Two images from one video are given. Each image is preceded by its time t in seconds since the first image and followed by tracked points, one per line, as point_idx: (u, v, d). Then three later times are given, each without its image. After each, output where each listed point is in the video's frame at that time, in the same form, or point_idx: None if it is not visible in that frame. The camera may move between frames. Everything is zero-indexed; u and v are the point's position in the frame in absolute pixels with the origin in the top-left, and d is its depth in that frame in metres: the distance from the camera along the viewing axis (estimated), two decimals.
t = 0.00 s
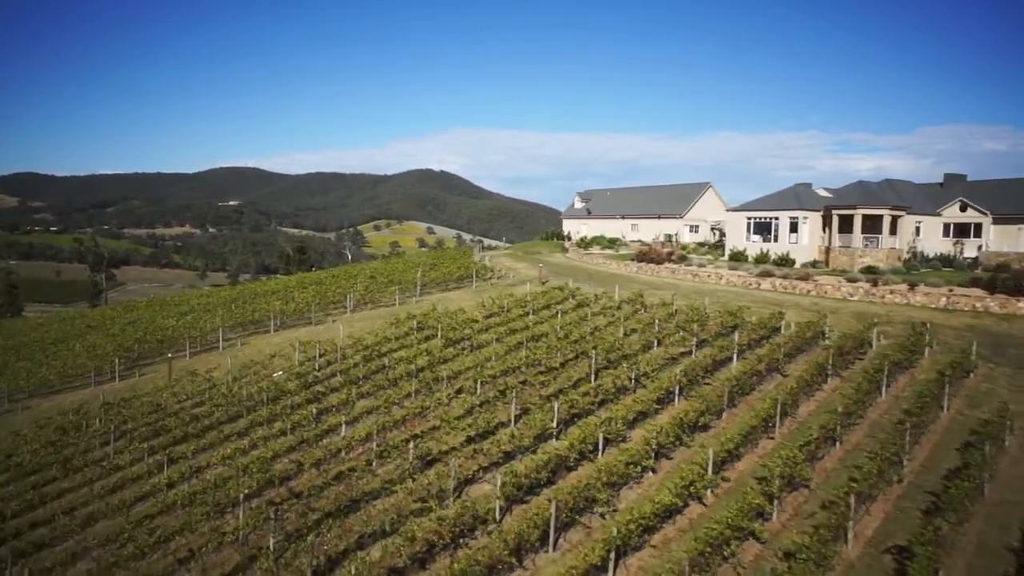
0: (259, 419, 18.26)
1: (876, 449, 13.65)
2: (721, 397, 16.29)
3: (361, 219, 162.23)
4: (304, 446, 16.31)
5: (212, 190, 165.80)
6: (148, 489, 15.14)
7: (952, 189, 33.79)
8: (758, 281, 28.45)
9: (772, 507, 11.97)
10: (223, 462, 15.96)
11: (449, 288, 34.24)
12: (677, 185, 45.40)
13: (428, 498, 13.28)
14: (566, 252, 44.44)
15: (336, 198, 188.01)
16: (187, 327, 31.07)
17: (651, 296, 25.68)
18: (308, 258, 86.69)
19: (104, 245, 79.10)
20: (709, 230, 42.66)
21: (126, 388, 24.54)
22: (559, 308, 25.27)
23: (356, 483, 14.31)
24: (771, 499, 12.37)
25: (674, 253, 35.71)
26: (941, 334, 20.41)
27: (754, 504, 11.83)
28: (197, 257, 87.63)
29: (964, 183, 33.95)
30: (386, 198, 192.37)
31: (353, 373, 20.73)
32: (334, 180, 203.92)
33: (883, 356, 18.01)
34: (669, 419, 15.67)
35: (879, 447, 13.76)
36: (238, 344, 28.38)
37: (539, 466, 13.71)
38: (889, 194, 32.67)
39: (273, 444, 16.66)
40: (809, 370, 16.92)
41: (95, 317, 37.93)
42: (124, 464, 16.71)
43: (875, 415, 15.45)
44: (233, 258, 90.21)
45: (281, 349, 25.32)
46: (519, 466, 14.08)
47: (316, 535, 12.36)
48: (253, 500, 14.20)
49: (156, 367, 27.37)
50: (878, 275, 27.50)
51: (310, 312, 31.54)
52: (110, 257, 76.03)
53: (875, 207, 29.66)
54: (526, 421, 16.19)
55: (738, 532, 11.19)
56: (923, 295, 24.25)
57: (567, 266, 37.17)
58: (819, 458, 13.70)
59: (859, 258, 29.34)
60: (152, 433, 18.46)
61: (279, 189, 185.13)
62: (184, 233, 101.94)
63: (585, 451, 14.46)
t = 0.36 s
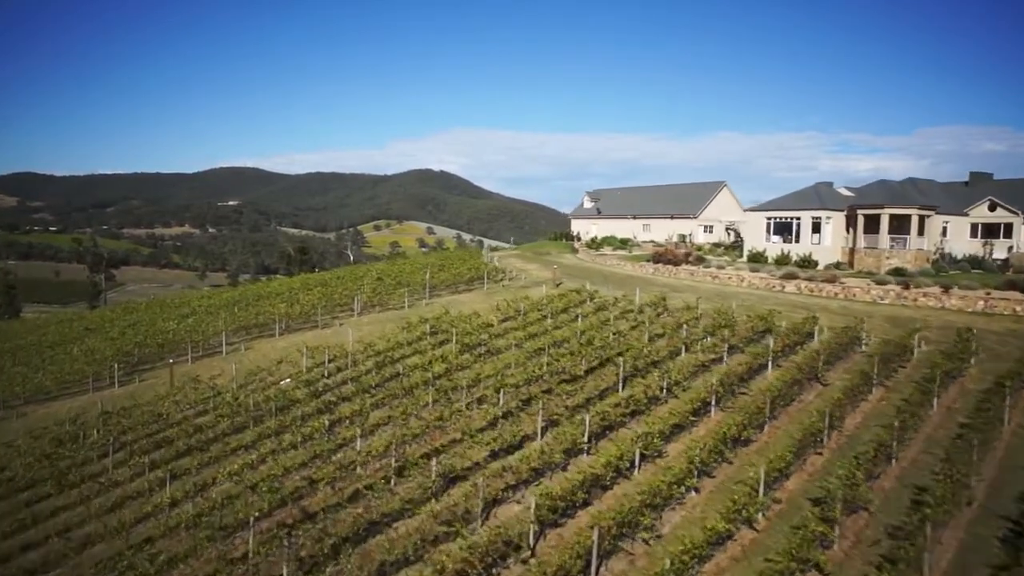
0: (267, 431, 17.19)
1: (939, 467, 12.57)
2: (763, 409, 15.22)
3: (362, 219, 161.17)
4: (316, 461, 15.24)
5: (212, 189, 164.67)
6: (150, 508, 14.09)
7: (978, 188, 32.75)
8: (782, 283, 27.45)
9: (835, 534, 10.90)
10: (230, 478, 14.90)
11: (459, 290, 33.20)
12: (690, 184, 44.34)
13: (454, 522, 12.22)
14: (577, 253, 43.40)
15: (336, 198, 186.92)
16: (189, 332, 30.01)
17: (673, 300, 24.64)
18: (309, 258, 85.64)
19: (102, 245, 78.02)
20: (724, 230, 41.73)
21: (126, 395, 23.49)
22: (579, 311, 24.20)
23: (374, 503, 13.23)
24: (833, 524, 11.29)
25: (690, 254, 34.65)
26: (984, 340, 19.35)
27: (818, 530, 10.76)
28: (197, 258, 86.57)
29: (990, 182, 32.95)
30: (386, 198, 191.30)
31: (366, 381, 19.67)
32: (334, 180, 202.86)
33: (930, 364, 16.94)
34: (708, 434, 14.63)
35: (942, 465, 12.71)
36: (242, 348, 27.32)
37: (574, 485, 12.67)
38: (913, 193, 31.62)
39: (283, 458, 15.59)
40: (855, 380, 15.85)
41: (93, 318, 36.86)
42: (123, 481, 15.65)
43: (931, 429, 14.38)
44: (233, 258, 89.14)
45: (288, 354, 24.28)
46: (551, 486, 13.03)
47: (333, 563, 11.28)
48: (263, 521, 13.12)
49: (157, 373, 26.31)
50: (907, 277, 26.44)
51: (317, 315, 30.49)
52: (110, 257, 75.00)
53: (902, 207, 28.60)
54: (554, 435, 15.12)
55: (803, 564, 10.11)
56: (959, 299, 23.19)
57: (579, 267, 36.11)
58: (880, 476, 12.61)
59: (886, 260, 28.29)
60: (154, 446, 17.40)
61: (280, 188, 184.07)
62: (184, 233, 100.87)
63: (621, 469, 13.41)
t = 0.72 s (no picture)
0: (275, 446, 16.10)
1: (1015, 491, 11.47)
2: (811, 424, 14.13)
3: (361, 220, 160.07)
4: (329, 479, 14.16)
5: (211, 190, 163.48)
6: (151, 531, 13.02)
7: (1006, 187, 31.68)
8: (807, 285, 26.42)
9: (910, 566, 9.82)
10: (236, 498, 13.81)
11: (468, 293, 32.15)
12: (703, 184, 43.29)
13: (483, 550, 11.15)
14: (587, 254, 42.34)
15: (336, 198, 185.77)
16: (191, 337, 28.94)
17: (698, 305, 23.59)
18: (310, 259, 84.55)
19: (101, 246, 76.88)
20: (737, 231, 40.82)
21: (124, 404, 22.42)
22: (598, 315, 23.16)
23: (394, 527, 12.14)
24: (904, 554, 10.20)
25: (707, 256, 33.59)
26: None
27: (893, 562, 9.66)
28: (197, 258, 85.44)
29: (1017, 182, 31.90)
30: (386, 199, 190.19)
31: (379, 390, 18.60)
32: (334, 180, 201.76)
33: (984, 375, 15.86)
34: (753, 453, 13.59)
35: (1017, 487, 11.61)
36: (246, 353, 26.27)
37: (614, 509, 11.60)
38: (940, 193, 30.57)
39: (294, 475, 14.54)
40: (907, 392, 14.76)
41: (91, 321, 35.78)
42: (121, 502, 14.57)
43: (996, 446, 13.27)
44: (233, 259, 88.02)
45: (294, 361, 23.24)
46: (586, 512, 11.98)
47: None
48: (273, 547, 12.01)
49: (157, 380, 25.23)
50: (939, 278, 25.35)
51: (322, 319, 29.42)
52: (109, 257, 73.92)
53: (930, 207, 27.54)
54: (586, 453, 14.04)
55: None
56: (997, 302, 22.11)
57: (593, 269, 35.04)
58: (949, 498, 11.54)
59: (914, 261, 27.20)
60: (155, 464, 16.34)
61: (279, 189, 182.93)
62: (183, 234, 99.74)
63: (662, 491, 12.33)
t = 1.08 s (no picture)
0: (288, 460, 15.06)
1: None
2: (867, 439, 13.10)
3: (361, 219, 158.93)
4: (348, 499, 13.13)
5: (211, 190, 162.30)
6: (156, 557, 11.98)
7: None
8: (836, 288, 25.38)
9: None
10: (247, 519, 12.77)
11: (480, 295, 31.12)
12: (718, 183, 42.27)
13: None
14: (599, 255, 41.32)
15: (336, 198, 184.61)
16: (194, 341, 27.91)
17: (725, 310, 22.60)
18: (311, 259, 83.43)
19: (99, 246, 75.77)
20: (754, 230, 39.72)
21: (125, 414, 21.37)
22: (622, 322, 22.14)
23: (421, 555, 11.11)
24: None
25: (726, 256, 32.58)
26: None
27: None
28: (196, 259, 84.32)
29: None
30: (387, 198, 189.07)
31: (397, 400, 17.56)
32: (335, 180, 200.60)
33: None
34: (807, 473, 12.57)
35: None
36: (252, 359, 25.24)
37: (666, 536, 10.55)
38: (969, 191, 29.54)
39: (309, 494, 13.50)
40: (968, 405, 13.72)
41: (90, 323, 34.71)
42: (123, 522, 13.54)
43: None
44: (233, 259, 86.89)
45: (303, 368, 22.20)
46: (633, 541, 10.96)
47: None
48: None
49: (159, 386, 24.20)
50: (973, 280, 24.32)
51: (331, 323, 28.40)
52: (107, 258, 72.83)
53: (961, 206, 26.52)
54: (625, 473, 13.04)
55: None
56: None
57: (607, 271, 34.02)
58: None
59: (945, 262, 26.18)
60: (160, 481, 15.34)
61: (279, 189, 181.77)
62: (182, 234, 98.60)
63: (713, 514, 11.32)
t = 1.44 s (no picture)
0: (302, 477, 13.99)
1: None
2: (934, 457, 12.03)
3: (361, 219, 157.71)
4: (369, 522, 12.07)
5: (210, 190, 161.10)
6: None
7: None
8: (866, 291, 24.31)
9: None
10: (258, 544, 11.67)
11: (493, 298, 30.08)
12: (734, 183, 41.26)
13: None
14: (612, 256, 40.30)
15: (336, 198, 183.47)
16: (198, 346, 26.86)
17: (754, 316, 21.60)
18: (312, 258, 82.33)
19: (98, 247, 74.66)
20: (770, 231, 39.02)
21: (126, 424, 20.31)
22: (645, 328, 21.19)
23: None
24: None
25: (746, 258, 31.56)
26: None
27: None
28: (196, 259, 83.20)
29: None
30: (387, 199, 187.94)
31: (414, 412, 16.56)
32: (334, 180, 199.47)
33: None
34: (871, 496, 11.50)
35: None
36: (258, 365, 24.19)
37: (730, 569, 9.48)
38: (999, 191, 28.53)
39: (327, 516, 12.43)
40: None
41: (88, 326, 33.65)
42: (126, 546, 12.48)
43: None
44: (233, 260, 85.78)
45: (313, 376, 21.17)
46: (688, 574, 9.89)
47: None
48: None
49: (162, 394, 23.16)
50: (1011, 283, 23.31)
51: (339, 327, 27.37)
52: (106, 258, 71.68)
53: (995, 206, 25.51)
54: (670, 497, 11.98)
55: None
56: None
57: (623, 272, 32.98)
58: None
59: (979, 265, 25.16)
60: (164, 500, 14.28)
61: (279, 189, 180.63)
62: (181, 235, 97.45)
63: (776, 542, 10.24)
